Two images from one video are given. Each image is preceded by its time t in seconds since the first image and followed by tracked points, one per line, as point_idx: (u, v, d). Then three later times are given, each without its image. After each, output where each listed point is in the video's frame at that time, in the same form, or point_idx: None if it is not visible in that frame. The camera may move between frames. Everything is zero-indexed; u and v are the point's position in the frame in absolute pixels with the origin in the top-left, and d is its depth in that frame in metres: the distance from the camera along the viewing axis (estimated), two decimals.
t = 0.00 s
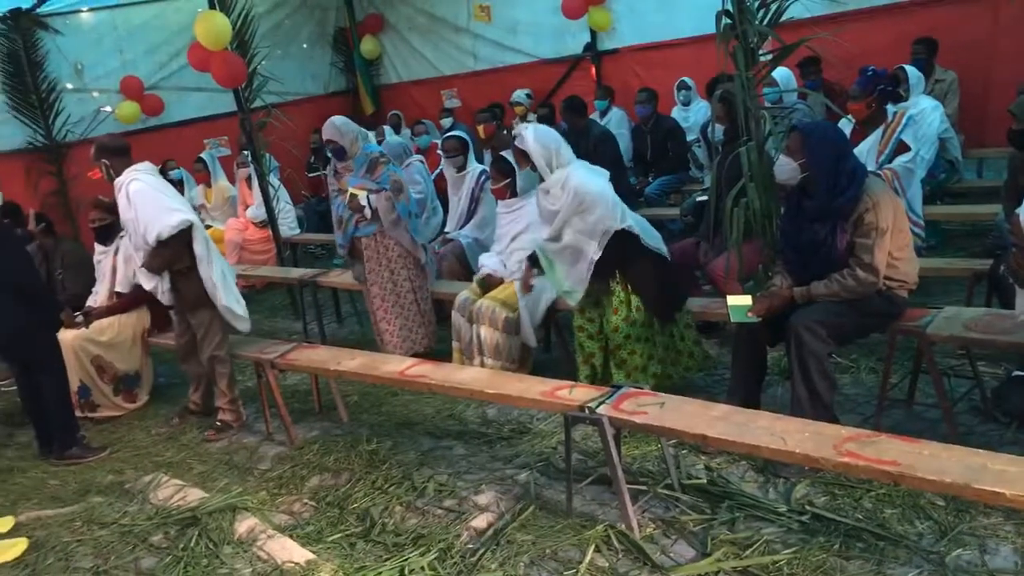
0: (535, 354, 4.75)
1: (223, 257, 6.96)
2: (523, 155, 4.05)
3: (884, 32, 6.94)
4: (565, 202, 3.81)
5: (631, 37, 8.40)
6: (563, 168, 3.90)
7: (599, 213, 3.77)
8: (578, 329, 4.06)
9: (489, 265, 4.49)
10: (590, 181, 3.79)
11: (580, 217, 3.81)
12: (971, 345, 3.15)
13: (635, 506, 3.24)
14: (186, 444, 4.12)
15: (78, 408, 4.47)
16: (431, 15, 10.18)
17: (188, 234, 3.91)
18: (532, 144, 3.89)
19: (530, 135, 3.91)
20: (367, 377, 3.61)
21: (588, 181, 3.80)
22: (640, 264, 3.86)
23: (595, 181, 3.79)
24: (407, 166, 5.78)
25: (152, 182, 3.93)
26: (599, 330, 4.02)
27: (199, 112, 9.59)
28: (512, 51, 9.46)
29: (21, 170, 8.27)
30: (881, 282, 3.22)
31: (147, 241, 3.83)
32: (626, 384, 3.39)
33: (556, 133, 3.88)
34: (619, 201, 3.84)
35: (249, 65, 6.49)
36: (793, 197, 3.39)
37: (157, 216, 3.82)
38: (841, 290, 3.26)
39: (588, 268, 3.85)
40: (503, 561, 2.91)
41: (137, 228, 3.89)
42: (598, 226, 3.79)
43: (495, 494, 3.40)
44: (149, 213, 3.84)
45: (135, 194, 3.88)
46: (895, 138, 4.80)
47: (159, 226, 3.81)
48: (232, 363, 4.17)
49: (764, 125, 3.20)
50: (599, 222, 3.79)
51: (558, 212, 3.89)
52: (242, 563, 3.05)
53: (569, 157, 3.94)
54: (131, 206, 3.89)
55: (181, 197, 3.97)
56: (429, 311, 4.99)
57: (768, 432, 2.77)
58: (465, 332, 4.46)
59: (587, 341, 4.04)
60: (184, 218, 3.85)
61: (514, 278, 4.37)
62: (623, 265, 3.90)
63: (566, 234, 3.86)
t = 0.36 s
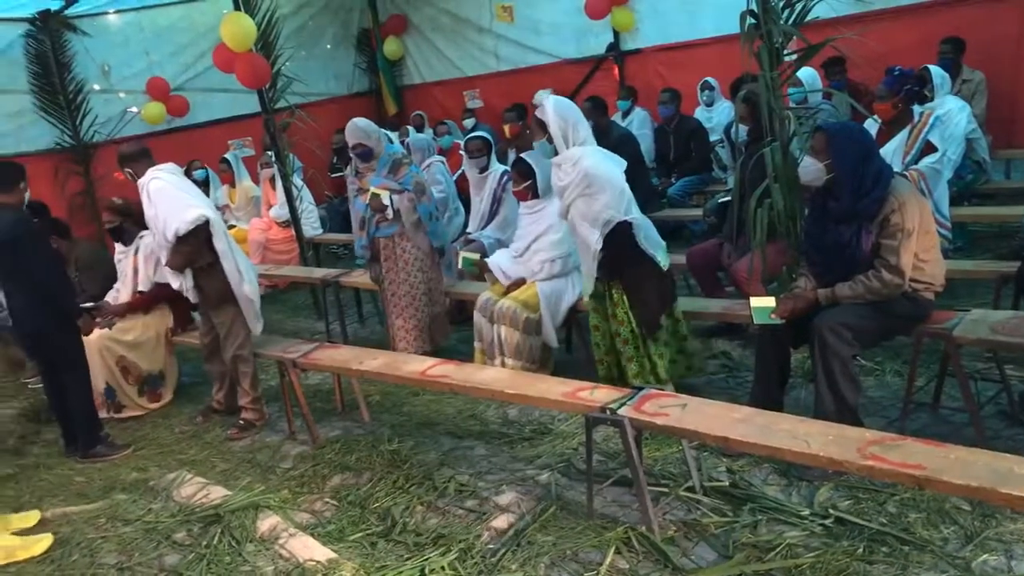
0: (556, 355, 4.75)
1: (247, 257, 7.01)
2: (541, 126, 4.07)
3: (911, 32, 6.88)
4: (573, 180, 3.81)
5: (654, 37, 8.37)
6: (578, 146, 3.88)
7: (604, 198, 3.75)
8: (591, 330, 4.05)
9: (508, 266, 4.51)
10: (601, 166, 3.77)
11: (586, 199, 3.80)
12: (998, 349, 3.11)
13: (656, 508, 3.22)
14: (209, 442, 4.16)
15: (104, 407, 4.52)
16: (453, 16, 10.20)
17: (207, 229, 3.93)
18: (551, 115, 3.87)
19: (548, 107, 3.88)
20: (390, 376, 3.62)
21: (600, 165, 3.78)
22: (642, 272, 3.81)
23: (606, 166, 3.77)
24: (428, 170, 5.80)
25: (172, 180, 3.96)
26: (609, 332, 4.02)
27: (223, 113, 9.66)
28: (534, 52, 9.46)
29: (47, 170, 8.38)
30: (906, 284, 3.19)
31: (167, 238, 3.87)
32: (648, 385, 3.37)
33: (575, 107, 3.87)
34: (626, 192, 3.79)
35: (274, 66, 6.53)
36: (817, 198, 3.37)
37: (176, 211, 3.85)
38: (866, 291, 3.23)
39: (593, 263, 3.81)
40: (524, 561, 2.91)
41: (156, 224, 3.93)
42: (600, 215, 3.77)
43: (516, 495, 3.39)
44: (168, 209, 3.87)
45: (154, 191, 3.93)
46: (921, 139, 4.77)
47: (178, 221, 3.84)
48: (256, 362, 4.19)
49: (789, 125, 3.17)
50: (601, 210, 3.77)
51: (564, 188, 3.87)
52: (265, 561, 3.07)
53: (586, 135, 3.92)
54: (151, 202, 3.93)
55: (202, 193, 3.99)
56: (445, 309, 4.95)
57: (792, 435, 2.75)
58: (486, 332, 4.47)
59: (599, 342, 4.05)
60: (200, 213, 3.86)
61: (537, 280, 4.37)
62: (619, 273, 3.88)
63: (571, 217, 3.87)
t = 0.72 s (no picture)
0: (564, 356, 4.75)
1: (256, 258, 7.05)
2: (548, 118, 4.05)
3: (921, 32, 6.86)
4: (577, 168, 3.79)
5: (664, 38, 8.36)
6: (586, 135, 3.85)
7: (605, 190, 3.72)
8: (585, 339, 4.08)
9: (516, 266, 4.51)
10: (606, 157, 3.74)
11: (588, 188, 3.77)
12: (1008, 351, 3.09)
13: (664, 510, 3.22)
14: (217, 442, 4.17)
15: (113, 408, 4.54)
16: (463, 17, 10.21)
17: (209, 232, 3.93)
18: (556, 105, 3.87)
19: (555, 96, 3.88)
20: (398, 377, 3.62)
21: (605, 156, 3.75)
22: (634, 270, 3.84)
23: (611, 158, 3.74)
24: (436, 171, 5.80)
25: (176, 181, 3.95)
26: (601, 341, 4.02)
27: (232, 114, 9.69)
28: (543, 53, 9.47)
29: (57, 171, 8.42)
30: (916, 285, 3.17)
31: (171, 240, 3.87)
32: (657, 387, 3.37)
33: (583, 96, 3.84)
34: (629, 186, 3.74)
35: (284, 67, 6.55)
36: (826, 200, 3.36)
37: (179, 214, 3.86)
38: (875, 293, 3.21)
39: (590, 254, 3.81)
40: (531, 562, 2.91)
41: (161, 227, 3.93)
42: (600, 206, 3.74)
43: (523, 496, 3.39)
44: (170, 211, 3.88)
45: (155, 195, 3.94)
46: (932, 140, 4.76)
47: (180, 224, 3.83)
48: (262, 363, 4.22)
49: (797, 126, 3.16)
50: (601, 202, 3.74)
51: (569, 175, 3.85)
52: (272, 561, 3.07)
53: (594, 123, 3.88)
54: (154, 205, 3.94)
55: (207, 197, 4.00)
56: (455, 310, 4.97)
57: (800, 437, 2.74)
58: (494, 332, 4.46)
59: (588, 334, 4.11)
60: (203, 216, 3.86)
61: (545, 281, 4.35)
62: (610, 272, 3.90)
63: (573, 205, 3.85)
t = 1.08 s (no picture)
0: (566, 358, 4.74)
1: (258, 257, 7.05)
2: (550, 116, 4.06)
3: (925, 34, 6.86)
4: (575, 170, 3.75)
5: (667, 38, 8.36)
6: (586, 139, 3.83)
7: (603, 194, 3.68)
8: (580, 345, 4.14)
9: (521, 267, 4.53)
10: (607, 162, 3.70)
11: (586, 190, 3.72)
12: (1010, 354, 3.08)
13: (665, 511, 3.22)
14: (218, 440, 4.17)
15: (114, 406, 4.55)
16: (466, 17, 10.20)
17: (219, 238, 3.93)
18: (558, 105, 3.86)
19: (557, 97, 3.87)
20: (400, 377, 3.62)
21: (604, 159, 3.72)
22: (629, 278, 3.79)
23: (611, 162, 3.70)
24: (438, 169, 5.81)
25: (174, 191, 3.95)
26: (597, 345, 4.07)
27: (234, 113, 9.70)
28: (546, 53, 9.47)
29: (60, 169, 8.43)
30: (918, 287, 3.16)
31: (183, 249, 3.89)
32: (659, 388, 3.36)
33: (584, 97, 3.84)
34: (626, 189, 3.70)
35: (287, 67, 6.56)
36: (830, 203, 3.36)
37: (190, 223, 3.86)
38: (877, 295, 3.21)
39: (584, 255, 3.79)
40: (531, 562, 2.91)
41: (170, 236, 3.94)
42: (596, 210, 3.70)
43: (524, 496, 3.39)
44: (180, 220, 3.89)
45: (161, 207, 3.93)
46: (935, 142, 4.74)
47: (193, 233, 3.85)
48: (260, 361, 4.22)
49: (801, 128, 3.15)
50: (598, 205, 3.69)
51: (566, 177, 3.81)
52: (273, 559, 3.07)
53: (595, 124, 3.88)
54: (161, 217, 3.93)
55: (210, 203, 3.99)
56: (457, 310, 4.97)
57: (802, 439, 2.74)
58: (496, 332, 4.46)
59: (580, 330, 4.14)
60: (214, 223, 3.86)
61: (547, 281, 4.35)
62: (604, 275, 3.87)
63: (568, 207, 3.80)
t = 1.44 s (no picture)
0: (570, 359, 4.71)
1: (265, 256, 7.07)
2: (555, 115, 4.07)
3: (933, 35, 6.84)
4: (576, 173, 3.75)
5: (675, 39, 8.35)
6: (591, 142, 3.81)
7: (601, 200, 3.67)
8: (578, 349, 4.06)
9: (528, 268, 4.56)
10: (608, 166, 3.69)
11: (585, 194, 3.72)
12: (1018, 356, 3.07)
13: (670, 511, 3.22)
14: (225, 439, 4.19)
15: (121, 404, 4.57)
16: (474, 16, 10.21)
17: (227, 239, 3.96)
18: (565, 104, 3.84)
19: (565, 95, 3.85)
20: (406, 376, 3.63)
21: (606, 163, 3.71)
22: (623, 283, 3.80)
23: (612, 167, 3.69)
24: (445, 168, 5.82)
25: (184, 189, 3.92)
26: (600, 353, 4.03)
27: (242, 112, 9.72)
28: (553, 53, 9.47)
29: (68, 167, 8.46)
30: (925, 288, 3.15)
31: (189, 249, 3.91)
32: (665, 389, 3.35)
33: (591, 97, 3.82)
34: (627, 196, 3.69)
35: (295, 66, 6.57)
36: (839, 203, 3.35)
37: (199, 223, 3.88)
38: (883, 297, 3.20)
39: (580, 261, 3.79)
40: (537, 563, 2.91)
41: (176, 234, 3.96)
42: (596, 215, 3.69)
43: (529, 496, 3.39)
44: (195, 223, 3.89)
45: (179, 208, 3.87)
46: (943, 144, 4.74)
47: (200, 233, 3.88)
48: (265, 360, 4.23)
49: (809, 129, 3.17)
50: (597, 210, 3.69)
51: (566, 179, 3.81)
52: (279, 558, 3.08)
53: (601, 126, 3.86)
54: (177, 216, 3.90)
55: (219, 203, 4.01)
56: (463, 309, 4.98)
57: (808, 440, 2.73)
58: (502, 333, 4.47)
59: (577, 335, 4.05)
60: (223, 224, 3.89)
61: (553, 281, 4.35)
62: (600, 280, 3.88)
63: (569, 210, 3.80)
